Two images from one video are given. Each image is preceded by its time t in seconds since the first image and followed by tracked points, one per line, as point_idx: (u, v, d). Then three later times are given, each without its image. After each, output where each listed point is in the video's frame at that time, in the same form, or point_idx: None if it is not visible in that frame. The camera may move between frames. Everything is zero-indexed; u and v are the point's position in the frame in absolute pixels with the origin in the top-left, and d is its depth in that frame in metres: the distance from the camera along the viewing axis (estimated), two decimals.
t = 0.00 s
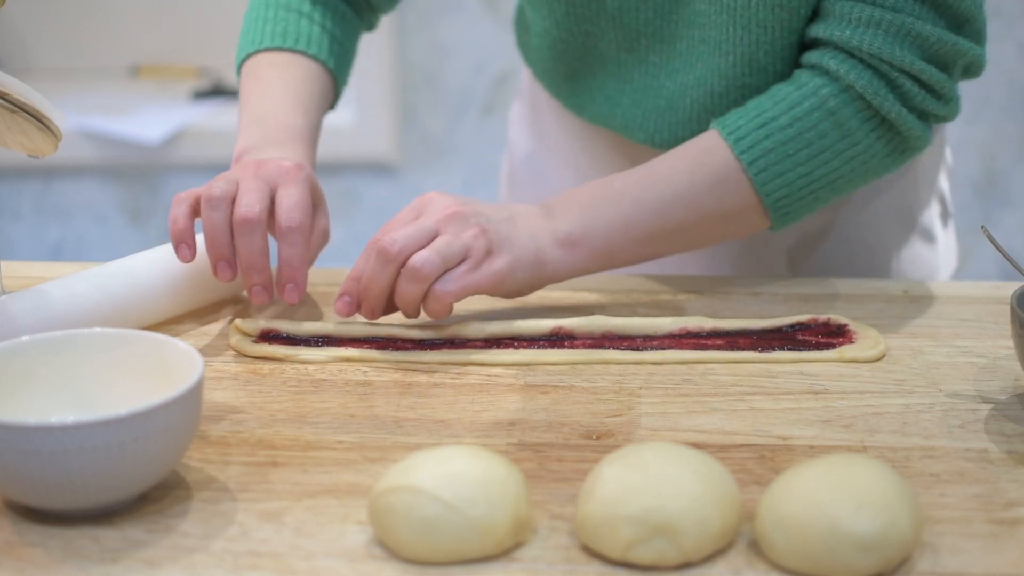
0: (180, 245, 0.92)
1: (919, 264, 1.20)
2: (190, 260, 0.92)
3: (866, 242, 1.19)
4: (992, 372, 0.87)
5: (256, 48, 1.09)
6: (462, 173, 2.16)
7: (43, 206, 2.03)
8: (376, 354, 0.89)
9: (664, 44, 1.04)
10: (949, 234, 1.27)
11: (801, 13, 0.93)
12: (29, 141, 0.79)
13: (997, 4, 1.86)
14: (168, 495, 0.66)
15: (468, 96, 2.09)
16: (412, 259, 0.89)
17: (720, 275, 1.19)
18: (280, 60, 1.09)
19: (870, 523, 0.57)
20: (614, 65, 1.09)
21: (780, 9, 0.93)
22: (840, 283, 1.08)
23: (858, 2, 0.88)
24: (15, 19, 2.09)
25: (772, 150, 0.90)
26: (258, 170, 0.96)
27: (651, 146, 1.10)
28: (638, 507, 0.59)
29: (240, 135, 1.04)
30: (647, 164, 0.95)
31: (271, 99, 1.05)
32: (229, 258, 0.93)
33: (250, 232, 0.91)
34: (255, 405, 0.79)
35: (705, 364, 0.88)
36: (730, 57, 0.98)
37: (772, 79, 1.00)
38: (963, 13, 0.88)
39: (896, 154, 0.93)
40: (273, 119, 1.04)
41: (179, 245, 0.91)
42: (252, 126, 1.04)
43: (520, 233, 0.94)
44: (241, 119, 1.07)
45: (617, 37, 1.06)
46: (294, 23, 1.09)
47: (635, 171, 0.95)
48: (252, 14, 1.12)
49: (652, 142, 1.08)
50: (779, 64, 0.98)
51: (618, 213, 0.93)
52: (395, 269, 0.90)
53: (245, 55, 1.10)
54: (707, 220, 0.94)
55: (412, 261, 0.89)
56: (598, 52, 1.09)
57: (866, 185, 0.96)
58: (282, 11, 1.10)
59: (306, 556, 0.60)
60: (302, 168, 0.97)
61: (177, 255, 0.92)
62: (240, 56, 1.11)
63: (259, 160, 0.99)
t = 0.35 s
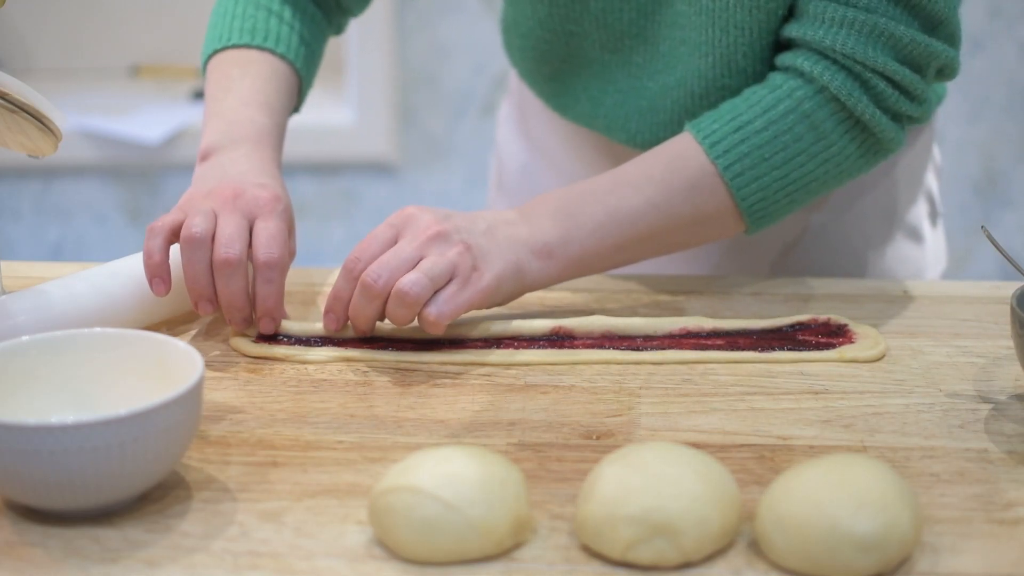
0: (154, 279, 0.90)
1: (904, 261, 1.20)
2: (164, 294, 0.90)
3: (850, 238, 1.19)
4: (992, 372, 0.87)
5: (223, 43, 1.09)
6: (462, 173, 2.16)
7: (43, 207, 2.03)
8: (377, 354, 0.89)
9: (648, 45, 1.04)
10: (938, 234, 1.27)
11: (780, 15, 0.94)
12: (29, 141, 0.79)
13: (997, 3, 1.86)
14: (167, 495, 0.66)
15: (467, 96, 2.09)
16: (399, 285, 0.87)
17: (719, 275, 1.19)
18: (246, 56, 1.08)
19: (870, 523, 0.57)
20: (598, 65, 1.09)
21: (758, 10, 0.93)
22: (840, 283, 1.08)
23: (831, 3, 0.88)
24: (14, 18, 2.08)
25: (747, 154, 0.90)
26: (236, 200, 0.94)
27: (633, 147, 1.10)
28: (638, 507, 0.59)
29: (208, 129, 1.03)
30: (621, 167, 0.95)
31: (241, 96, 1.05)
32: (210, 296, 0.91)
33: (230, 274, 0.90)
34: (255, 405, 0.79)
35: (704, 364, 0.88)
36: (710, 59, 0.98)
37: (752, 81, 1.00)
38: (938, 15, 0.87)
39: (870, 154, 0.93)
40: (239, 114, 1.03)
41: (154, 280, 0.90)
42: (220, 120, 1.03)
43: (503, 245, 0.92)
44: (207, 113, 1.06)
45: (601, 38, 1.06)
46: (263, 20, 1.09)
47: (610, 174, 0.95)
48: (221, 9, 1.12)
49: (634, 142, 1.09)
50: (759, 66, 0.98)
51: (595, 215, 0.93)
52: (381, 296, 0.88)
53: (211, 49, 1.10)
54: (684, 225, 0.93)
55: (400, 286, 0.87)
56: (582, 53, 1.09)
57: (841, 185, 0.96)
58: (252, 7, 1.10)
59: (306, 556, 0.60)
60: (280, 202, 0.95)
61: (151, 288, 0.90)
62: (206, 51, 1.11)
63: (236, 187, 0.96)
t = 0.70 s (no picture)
0: (130, 271, 0.89)
1: (901, 263, 1.20)
2: (140, 288, 0.89)
3: (848, 238, 1.19)
4: (992, 372, 0.87)
5: (211, 40, 1.09)
6: (462, 173, 2.16)
7: (43, 207, 2.03)
8: (376, 354, 0.89)
9: (645, 45, 1.04)
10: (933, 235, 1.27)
11: (778, 15, 0.94)
12: (29, 141, 0.79)
13: (997, 3, 1.87)
14: (167, 495, 0.66)
15: (467, 96, 2.09)
16: (416, 293, 0.85)
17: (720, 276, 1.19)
18: (233, 53, 1.08)
19: (871, 523, 0.57)
20: (593, 65, 1.08)
21: (758, 11, 0.94)
22: (841, 283, 1.08)
23: (836, 4, 0.88)
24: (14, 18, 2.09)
25: (758, 157, 0.90)
26: (212, 191, 0.93)
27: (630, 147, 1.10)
28: (638, 508, 0.59)
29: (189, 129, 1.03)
30: (629, 169, 0.94)
31: (222, 95, 1.05)
32: (190, 290, 0.90)
33: (207, 264, 0.88)
34: (255, 405, 0.79)
35: (705, 364, 0.88)
36: (707, 59, 0.98)
37: (748, 82, 1.00)
38: (942, 16, 0.88)
39: (874, 155, 0.94)
40: (221, 113, 1.03)
41: (128, 272, 0.89)
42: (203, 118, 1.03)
43: (518, 257, 0.90)
44: (190, 112, 1.06)
45: (596, 39, 1.05)
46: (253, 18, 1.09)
47: (618, 177, 0.94)
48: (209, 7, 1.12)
49: (631, 142, 1.09)
50: (756, 67, 0.99)
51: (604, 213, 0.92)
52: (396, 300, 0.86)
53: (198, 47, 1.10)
54: (694, 227, 0.93)
55: (416, 294, 0.85)
56: (578, 54, 1.08)
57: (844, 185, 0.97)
58: (241, 4, 1.10)
59: (306, 556, 0.60)
60: (255, 186, 0.94)
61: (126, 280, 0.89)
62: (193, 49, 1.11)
63: (212, 179, 0.95)
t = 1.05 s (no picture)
0: (154, 262, 0.89)
1: (906, 263, 1.20)
2: (162, 277, 0.89)
3: (852, 238, 1.19)
4: (992, 372, 0.87)
5: (226, 45, 1.08)
6: (461, 173, 2.16)
7: (43, 207, 2.03)
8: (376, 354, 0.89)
9: (649, 45, 1.04)
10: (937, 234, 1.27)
11: (785, 16, 0.94)
12: (29, 141, 0.79)
13: (997, 4, 1.87)
14: (168, 495, 0.66)
15: (468, 95, 2.09)
16: (406, 266, 0.87)
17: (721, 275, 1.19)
18: (248, 57, 1.08)
19: (870, 523, 0.57)
20: (598, 66, 1.09)
21: (764, 13, 0.93)
22: (841, 283, 1.08)
23: (838, 5, 0.88)
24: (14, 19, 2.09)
25: (758, 158, 0.90)
26: (240, 181, 0.94)
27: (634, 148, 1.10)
28: (638, 507, 0.59)
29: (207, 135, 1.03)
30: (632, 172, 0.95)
31: (238, 103, 1.04)
32: (206, 279, 0.91)
33: (229, 251, 0.89)
34: (255, 405, 0.79)
35: (705, 364, 0.88)
36: (713, 61, 0.98)
37: (754, 83, 1.00)
38: (946, 17, 0.88)
39: (880, 156, 0.94)
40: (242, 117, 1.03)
41: (155, 262, 0.89)
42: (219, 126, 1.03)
43: (513, 250, 0.92)
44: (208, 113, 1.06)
45: (601, 40, 1.06)
46: (266, 21, 1.09)
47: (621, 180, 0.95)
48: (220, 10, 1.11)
49: (636, 143, 1.08)
50: (763, 68, 0.98)
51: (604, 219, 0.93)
52: (388, 280, 0.88)
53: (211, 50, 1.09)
54: (691, 234, 0.93)
55: (405, 267, 0.87)
56: (583, 54, 1.09)
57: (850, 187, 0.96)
58: (253, 8, 1.09)
59: (306, 556, 0.60)
60: (283, 185, 0.95)
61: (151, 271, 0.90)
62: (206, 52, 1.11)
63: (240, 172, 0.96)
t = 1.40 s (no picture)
0: (297, 210, 0.96)
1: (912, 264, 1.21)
2: (304, 221, 0.95)
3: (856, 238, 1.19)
4: (992, 372, 0.87)
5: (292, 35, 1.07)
6: (462, 173, 2.16)
7: (43, 207, 2.02)
8: (377, 354, 0.89)
9: (671, 42, 1.01)
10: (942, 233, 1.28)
11: (828, 10, 0.94)
12: (29, 141, 0.79)
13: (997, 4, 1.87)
14: (168, 495, 0.66)
15: (468, 95, 2.09)
16: (711, 216, 0.78)
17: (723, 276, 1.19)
18: (321, 42, 1.07)
19: (870, 523, 0.57)
20: (618, 63, 1.05)
21: (807, 4, 0.93)
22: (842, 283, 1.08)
23: None
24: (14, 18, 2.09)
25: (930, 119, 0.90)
26: (352, 117, 0.95)
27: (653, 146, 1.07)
28: (638, 508, 0.59)
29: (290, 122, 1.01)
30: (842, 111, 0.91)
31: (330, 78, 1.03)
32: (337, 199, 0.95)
33: (353, 160, 0.92)
34: (255, 405, 0.79)
35: (705, 364, 0.88)
36: (748, 55, 0.97)
37: (785, 78, 1.00)
38: None
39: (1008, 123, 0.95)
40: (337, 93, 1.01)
41: (297, 210, 0.96)
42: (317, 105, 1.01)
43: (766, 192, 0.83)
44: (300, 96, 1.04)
45: (623, 35, 1.02)
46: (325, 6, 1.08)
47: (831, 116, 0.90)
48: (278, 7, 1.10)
49: (656, 140, 1.05)
50: (794, 63, 0.98)
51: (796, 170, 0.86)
52: (681, 221, 0.78)
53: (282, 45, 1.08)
54: (874, 178, 0.91)
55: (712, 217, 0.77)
56: (604, 50, 1.05)
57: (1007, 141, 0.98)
58: None
59: (306, 556, 0.60)
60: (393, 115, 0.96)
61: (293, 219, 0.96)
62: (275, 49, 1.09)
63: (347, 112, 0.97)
